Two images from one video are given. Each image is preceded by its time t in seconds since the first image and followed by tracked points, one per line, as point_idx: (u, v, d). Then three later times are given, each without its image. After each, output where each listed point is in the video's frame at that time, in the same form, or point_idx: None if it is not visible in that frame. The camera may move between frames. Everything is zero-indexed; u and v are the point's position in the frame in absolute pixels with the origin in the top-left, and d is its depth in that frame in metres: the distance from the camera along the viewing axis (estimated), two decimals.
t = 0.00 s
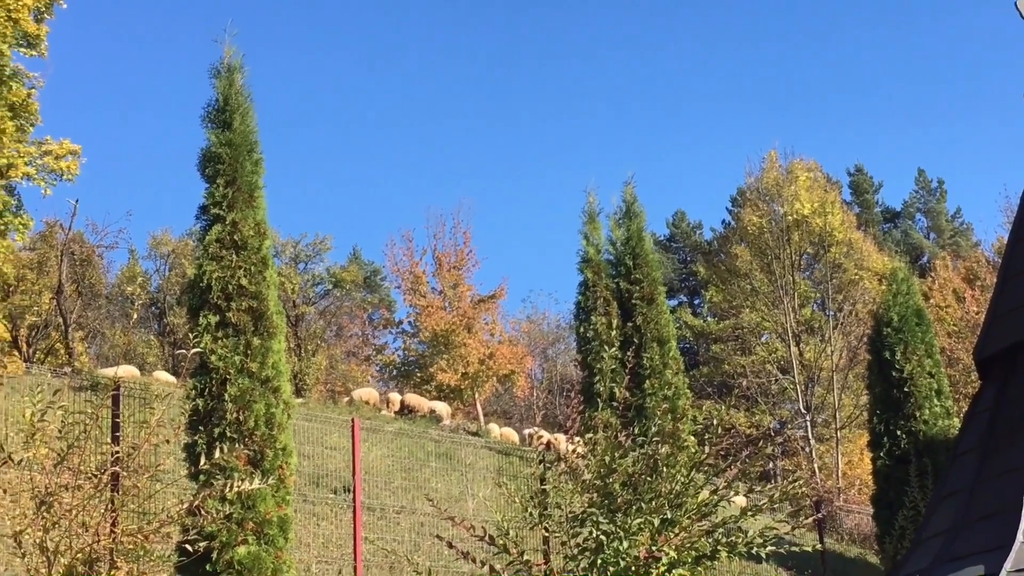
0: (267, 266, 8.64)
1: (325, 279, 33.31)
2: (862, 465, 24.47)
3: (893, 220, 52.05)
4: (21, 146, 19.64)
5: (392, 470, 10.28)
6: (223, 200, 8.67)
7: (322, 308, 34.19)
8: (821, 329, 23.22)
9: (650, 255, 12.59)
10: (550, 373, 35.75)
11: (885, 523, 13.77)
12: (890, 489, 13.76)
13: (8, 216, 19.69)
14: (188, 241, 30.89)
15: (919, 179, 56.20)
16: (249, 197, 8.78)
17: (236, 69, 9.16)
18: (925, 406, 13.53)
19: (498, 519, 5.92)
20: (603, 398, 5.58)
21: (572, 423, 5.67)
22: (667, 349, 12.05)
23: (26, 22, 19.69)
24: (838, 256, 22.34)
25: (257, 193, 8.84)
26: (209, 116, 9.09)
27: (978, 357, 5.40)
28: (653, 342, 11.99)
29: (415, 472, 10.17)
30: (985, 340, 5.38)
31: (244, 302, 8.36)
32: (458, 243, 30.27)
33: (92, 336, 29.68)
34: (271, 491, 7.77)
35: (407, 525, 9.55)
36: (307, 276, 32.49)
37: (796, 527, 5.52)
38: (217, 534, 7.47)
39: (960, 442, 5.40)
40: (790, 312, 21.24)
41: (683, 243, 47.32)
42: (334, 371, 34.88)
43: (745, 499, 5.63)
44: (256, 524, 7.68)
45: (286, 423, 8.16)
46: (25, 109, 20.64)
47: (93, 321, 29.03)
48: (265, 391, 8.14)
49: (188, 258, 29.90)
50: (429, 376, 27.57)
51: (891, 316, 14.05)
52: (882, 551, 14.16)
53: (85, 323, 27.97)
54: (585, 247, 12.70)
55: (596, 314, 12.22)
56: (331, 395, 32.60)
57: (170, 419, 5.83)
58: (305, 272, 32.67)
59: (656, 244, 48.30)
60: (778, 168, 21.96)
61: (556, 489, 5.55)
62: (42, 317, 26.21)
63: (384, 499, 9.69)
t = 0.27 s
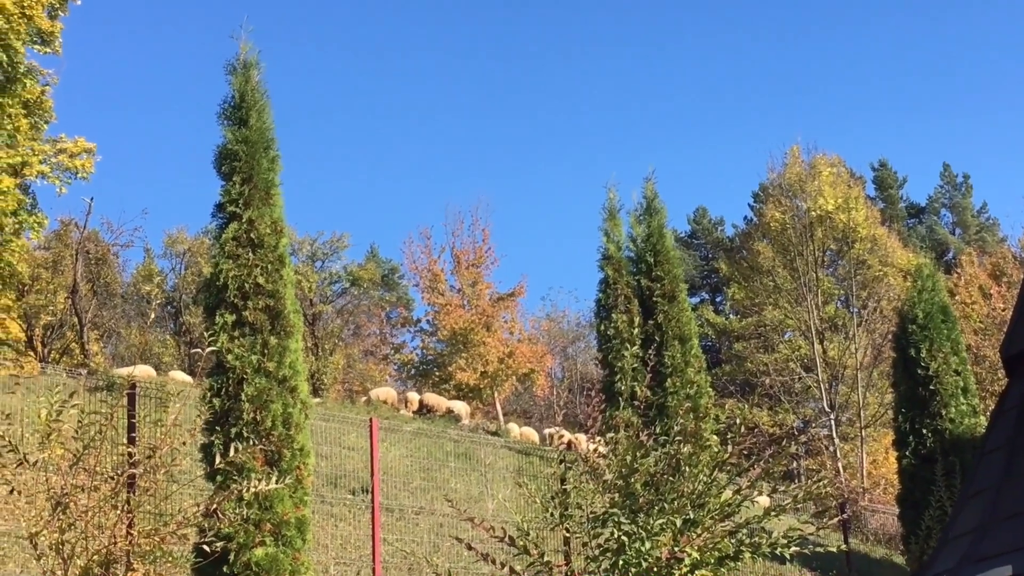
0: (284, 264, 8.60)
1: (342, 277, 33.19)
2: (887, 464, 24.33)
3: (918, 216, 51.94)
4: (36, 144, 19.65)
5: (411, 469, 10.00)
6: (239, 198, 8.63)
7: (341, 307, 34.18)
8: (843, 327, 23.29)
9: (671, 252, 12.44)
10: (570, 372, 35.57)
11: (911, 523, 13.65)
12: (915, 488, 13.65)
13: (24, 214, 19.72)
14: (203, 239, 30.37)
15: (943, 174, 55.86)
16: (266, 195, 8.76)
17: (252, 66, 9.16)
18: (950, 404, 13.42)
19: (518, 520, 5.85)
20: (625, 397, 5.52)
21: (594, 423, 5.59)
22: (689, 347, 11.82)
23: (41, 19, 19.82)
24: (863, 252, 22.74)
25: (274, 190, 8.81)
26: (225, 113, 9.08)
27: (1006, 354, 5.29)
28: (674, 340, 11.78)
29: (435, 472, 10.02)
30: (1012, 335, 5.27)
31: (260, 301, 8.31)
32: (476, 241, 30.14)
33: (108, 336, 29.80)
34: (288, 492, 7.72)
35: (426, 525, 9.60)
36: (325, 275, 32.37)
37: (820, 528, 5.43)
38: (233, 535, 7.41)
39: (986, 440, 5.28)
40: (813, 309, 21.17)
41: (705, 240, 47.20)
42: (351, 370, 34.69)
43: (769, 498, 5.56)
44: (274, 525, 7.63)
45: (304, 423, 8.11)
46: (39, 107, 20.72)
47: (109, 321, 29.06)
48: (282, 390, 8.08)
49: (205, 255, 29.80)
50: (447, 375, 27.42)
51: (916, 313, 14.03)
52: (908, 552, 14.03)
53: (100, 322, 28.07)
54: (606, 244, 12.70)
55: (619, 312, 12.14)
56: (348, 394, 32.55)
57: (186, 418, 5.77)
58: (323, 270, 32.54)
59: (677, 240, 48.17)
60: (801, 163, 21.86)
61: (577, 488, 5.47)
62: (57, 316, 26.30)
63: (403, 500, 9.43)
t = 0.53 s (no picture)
0: (295, 264, 8.52)
1: (353, 278, 33.00)
2: (908, 467, 24.18)
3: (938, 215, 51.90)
4: (44, 144, 19.55)
5: (423, 473, 10.13)
6: (249, 197, 8.56)
7: (353, 308, 34.12)
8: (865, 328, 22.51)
9: (687, 252, 12.40)
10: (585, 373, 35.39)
11: (933, 527, 13.52)
12: (937, 491, 13.53)
13: (31, 214, 19.59)
14: (214, 239, 30.73)
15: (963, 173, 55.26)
16: (276, 194, 8.69)
17: (262, 63, 9.10)
18: (972, 405, 13.34)
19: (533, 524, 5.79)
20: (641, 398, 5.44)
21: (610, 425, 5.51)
22: (706, 348, 11.71)
23: (48, 17, 19.85)
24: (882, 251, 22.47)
25: (284, 189, 8.75)
26: (235, 111, 9.03)
27: None
28: (691, 341, 11.68)
29: (447, 475, 10.03)
30: None
31: (270, 302, 8.23)
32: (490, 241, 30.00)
33: (117, 338, 29.81)
34: (300, 495, 7.66)
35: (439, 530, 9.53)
36: (336, 276, 32.19)
37: (840, 532, 5.34)
38: (245, 539, 7.35)
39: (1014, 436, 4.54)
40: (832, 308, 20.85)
41: (721, 239, 47.08)
42: (362, 372, 34.49)
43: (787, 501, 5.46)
44: (285, 529, 7.57)
45: (315, 426, 8.06)
46: (46, 107, 20.66)
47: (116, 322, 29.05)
48: (293, 393, 8.02)
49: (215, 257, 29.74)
50: (461, 377, 27.33)
51: (937, 313, 13.94)
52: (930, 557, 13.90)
53: (109, 325, 28.05)
54: (622, 243, 12.47)
55: (633, 312, 12.01)
56: (361, 396, 32.45)
57: (196, 421, 5.70)
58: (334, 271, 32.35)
59: (694, 239, 48.07)
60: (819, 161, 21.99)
61: (593, 492, 5.43)
62: (65, 318, 26.30)
63: (416, 504, 9.56)
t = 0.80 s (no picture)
0: (300, 264, 8.39)
1: (360, 278, 32.84)
2: (930, 471, 23.96)
3: (962, 212, 51.93)
4: (42, 140, 19.43)
5: (433, 478, 10.03)
6: (253, 194, 8.43)
7: (359, 308, 33.92)
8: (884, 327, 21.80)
9: (704, 251, 12.23)
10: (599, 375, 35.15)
11: (957, 534, 13.34)
12: (961, 497, 13.44)
13: (30, 214, 19.43)
14: (216, 239, 30.19)
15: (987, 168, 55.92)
16: (281, 191, 8.55)
17: (266, 57, 8.98)
18: (997, 408, 13.25)
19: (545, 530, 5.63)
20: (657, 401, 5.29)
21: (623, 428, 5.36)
22: (722, 350, 11.58)
23: (47, 10, 19.78)
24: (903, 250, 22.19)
25: (289, 187, 8.62)
26: (238, 106, 8.91)
27: None
28: (707, 342, 11.52)
29: (458, 480, 9.88)
30: None
31: (276, 303, 8.09)
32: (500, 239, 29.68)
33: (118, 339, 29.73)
34: (305, 502, 7.53)
35: (449, 536, 9.35)
36: (342, 275, 31.98)
37: (861, 539, 5.19)
38: (249, 546, 7.21)
39: None
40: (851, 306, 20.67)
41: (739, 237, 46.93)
42: (369, 375, 33.93)
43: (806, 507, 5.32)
44: (290, 536, 7.45)
45: (321, 430, 7.92)
46: (45, 103, 20.52)
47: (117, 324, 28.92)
48: (298, 396, 7.88)
49: (217, 256, 29.60)
50: (471, 379, 27.12)
51: (961, 313, 13.88)
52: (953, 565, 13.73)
53: (109, 326, 27.96)
54: (635, 242, 12.29)
55: (648, 312, 11.68)
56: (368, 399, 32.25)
57: (198, 424, 5.55)
58: (341, 270, 32.14)
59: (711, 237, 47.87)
60: (839, 158, 21.61)
61: (607, 497, 5.27)
62: (65, 319, 26.18)
63: (425, 509, 9.43)
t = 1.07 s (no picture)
0: (304, 261, 8.23)
1: (364, 275, 32.41)
2: (954, 474, 23.66)
3: (987, 205, 51.63)
4: (37, 133, 19.29)
5: (441, 481, 9.64)
6: (255, 188, 8.28)
7: (363, 306, 33.63)
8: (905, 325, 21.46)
9: (719, 246, 12.05)
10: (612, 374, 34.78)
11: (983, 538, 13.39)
12: (986, 500, 13.53)
13: (26, 210, 19.36)
14: (217, 235, 29.64)
15: (1011, 163, 55.68)
16: (283, 185, 8.40)
17: (269, 48, 8.85)
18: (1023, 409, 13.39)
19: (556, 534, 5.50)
20: (671, 401, 5.13)
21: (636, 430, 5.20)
22: (739, 349, 11.39)
23: None
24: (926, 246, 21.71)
25: (292, 180, 8.47)
26: (240, 98, 8.76)
27: None
28: (724, 340, 11.33)
29: (466, 483, 9.83)
30: None
31: (278, 300, 7.94)
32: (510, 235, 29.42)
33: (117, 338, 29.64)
34: (310, 505, 7.38)
35: (457, 541, 9.29)
36: (347, 272, 31.77)
37: (883, 543, 5.02)
38: (252, 551, 7.03)
39: None
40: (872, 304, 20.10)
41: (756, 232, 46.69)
42: (375, 375, 33.60)
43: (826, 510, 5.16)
44: (294, 540, 7.29)
45: (326, 431, 7.77)
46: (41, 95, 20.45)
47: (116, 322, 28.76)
48: (302, 396, 7.71)
49: (217, 253, 29.11)
50: (480, 379, 26.86)
51: (987, 310, 14.11)
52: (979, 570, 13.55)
53: (108, 325, 27.88)
54: (650, 238, 12.09)
55: (663, 309, 11.52)
56: (374, 400, 32.00)
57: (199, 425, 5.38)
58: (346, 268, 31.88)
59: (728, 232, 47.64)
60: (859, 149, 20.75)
61: (620, 501, 5.11)
62: (62, 317, 26.03)
63: (433, 514, 9.23)
